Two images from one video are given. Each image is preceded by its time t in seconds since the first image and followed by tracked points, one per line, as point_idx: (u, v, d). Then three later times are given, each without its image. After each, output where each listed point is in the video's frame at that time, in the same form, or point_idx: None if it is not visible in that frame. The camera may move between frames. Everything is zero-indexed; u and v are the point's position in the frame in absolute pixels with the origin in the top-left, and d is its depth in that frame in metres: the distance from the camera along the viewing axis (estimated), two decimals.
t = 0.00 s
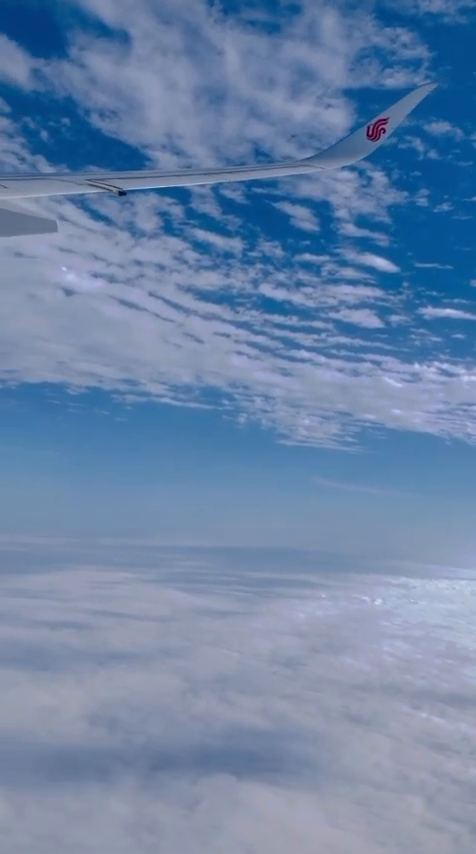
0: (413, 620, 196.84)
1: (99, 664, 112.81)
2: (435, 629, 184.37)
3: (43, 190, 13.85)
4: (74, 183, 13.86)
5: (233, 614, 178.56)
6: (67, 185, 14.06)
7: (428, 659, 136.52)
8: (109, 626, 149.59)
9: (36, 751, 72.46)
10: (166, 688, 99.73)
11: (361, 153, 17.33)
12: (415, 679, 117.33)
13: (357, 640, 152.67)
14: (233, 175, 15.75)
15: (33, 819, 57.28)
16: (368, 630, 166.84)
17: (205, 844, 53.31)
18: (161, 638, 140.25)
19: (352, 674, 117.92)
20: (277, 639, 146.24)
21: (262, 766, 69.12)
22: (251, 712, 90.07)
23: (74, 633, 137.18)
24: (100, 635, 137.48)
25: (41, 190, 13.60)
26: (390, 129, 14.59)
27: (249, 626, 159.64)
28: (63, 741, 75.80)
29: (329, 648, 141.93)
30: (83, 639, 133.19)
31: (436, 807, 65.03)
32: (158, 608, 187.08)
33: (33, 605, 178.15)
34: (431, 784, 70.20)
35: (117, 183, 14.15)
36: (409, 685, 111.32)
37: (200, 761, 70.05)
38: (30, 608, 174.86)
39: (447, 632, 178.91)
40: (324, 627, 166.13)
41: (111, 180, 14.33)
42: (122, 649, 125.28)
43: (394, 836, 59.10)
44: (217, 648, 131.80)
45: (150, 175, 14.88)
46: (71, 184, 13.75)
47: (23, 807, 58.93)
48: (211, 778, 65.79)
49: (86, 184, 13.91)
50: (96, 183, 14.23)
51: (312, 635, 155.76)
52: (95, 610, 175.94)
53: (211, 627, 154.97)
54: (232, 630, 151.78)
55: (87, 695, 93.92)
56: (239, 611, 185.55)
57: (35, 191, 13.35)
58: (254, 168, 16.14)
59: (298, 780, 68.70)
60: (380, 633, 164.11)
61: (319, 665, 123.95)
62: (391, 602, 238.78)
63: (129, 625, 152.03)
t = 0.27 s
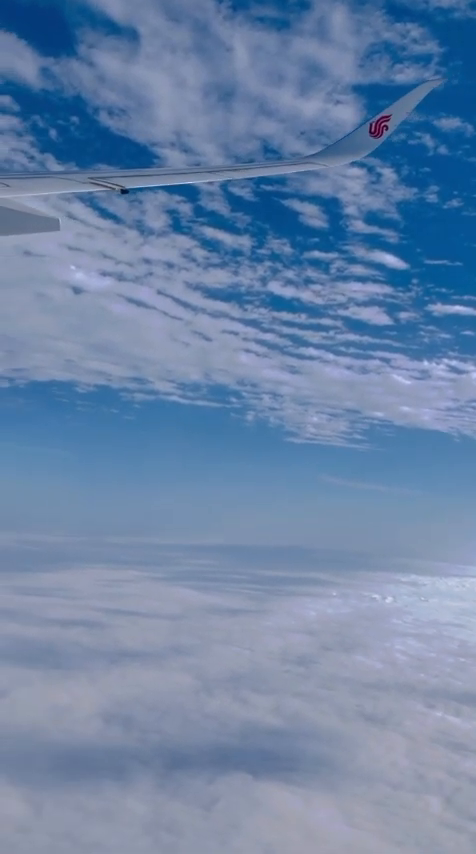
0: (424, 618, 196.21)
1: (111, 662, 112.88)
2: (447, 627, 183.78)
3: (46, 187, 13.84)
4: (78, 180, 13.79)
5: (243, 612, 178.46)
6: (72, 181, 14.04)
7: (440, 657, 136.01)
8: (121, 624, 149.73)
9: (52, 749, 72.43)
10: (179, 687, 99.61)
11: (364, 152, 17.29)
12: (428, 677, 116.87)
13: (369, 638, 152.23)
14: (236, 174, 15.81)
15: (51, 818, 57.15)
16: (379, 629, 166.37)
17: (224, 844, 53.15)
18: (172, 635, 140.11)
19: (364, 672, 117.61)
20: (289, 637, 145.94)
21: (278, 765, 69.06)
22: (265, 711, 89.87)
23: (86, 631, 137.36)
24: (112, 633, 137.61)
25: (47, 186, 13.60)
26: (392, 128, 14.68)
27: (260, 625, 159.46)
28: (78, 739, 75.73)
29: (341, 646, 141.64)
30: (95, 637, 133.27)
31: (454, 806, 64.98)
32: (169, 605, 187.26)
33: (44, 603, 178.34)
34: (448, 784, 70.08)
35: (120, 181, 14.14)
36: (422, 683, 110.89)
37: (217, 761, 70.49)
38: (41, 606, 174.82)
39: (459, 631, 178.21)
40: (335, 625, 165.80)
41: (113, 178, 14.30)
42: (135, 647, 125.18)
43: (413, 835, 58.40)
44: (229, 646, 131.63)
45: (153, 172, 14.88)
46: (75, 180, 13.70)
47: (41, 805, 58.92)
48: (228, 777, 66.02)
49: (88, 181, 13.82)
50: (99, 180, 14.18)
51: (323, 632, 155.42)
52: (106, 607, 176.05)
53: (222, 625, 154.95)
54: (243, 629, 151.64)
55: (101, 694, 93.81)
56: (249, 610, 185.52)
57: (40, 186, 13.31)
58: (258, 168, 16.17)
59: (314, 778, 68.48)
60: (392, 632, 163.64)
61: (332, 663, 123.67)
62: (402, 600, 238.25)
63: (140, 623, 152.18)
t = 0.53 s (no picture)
0: (436, 617, 195.47)
1: (124, 660, 112.85)
2: (458, 626, 183.03)
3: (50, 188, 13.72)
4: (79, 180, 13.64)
5: (254, 610, 178.25)
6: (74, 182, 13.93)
7: (453, 656, 135.42)
8: (132, 622, 149.78)
9: (67, 748, 72.52)
10: (192, 686, 99.41)
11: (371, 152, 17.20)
12: (441, 677, 116.36)
13: (381, 637, 151.72)
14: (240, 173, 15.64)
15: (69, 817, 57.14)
16: (391, 627, 165.81)
17: (242, 843, 53.02)
18: (184, 634, 140.08)
19: (377, 671, 117.16)
20: (301, 636, 145.59)
21: (294, 765, 68.83)
22: (279, 711, 89.59)
23: (98, 630, 137.39)
24: (124, 631, 137.70)
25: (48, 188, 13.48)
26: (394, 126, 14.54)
27: (271, 623, 159.15)
28: (94, 739, 75.64)
29: (353, 645, 141.21)
30: (107, 635, 133.25)
31: (472, 807, 64.32)
32: (179, 604, 187.28)
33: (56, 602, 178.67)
34: (465, 785, 69.31)
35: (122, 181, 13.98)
36: (436, 683, 110.36)
37: (234, 761, 70.00)
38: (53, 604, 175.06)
39: (471, 630, 177.44)
40: (347, 623, 165.34)
41: (114, 178, 14.16)
42: (148, 646, 125.16)
43: (430, 836, 58.19)
44: (241, 645, 131.37)
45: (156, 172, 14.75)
46: (76, 180, 13.54)
47: (58, 803, 58.99)
48: (245, 776, 66.05)
49: (90, 182, 13.66)
50: (100, 180, 14.02)
51: (335, 631, 155.01)
52: (117, 606, 176.17)
53: (234, 624, 154.75)
54: (255, 628, 151.40)
55: (115, 693, 93.85)
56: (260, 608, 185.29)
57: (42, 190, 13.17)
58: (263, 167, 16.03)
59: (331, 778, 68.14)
60: (403, 630, 163.10)
61: (344, 662, 123.30)
62: (413, 599, 237.48)
63: (152, 621, 152.19)
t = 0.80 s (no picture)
0: (447, 616, 194.66)
1: (137, 660, 112.69)
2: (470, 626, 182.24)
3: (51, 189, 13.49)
4: (81, 180, 13.41)
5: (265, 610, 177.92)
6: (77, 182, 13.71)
7: (466, 656, 134.73)
8: (144, 621, 149.67)
9: (83, 747, 72.53)
10: (205, 686, 99.14)
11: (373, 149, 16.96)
12: (455, 676, 115.78)
13: (393, 637, 151.14)
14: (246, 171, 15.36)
15: (86, 817, 57.07)
16: (403, 626, 165.21)
17: (261, 843, 52.91)
18: (196, 633, 140.06)
19: (390, 670, 116.67)
20: (312, 635, 145.13)
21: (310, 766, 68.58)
22: (292, 710, 89.25)
23: (109, 629, 137.27)
24: (135, 630, 137.47)
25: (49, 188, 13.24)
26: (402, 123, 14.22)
27: (282, 623, 158.77)
28: (109, 739, 75.52)
29: (365, 645, 140.68)
30: (119, 635, 133.13)
31: None
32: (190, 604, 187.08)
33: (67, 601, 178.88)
34: None
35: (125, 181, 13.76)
36: (450, 683, 109.80)
37: (250, 761, 69.67)
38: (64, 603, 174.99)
39: None
40: (358, 623, 164.73)
41: (116, 178, 14.01)
42: (160, 645, 125.19)
43: (448, 837, 57.89)
44: (253, 644, 131.00)
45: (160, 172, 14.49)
46: (78, 179, 13.32)
47: (75, 803, 58.97)
48: (262, 775, 65.99)
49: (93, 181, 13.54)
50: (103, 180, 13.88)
51: (346, 631, 154.55)
52: (127, 605, 176.25)
53: (245, 623, 154.49)
54: (266, 627, 151.12)
55: (129, 692, 93.88)
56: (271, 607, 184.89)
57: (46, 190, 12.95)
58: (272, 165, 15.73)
59: (347, 778, 67.85)
60: (415, 630, 162.40)
61: (356, 662, 122.87)
62: (424, 598, 236.61)
63: (163, 621, 152.04)
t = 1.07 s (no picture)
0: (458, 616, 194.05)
1: (149, 659, 112.68)
2: None
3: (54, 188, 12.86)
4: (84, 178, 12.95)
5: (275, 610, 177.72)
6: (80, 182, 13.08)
7: None
8: (155, 621, 149.65)
9: (99, 748, 72.46)
10: (219, 686, 99.02)
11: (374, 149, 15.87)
12: (468, 677, 115.36)
13: (405, 637, 150.71)
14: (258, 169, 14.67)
15: (105, 818, 56.99)
16: (415, 627, 164.74)
17: (280, 846, 52.75)
18: (207, 633, 139.95)
19: (403, 671, 116.31)
20: (324, 636, 144.87)
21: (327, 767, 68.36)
22: (307, 711, 89.04)
23: (122, 629, 137.34)
24: (147, 630, 137.37)
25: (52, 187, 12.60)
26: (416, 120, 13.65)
27: (294, 623, 158.52)
28: (125, 739, 75.46)
29: (378, 645, 140.30)
30: (131, 634, 133.07)
31: None
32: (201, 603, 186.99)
33: (78, 600, 179.03)
34: None
35: (129, 180, 13.25)
36: (464, 684, 109.33)
37: (267, 762, 69.46)
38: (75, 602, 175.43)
39: None
40: (370, 623, 164.32)
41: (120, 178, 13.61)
42: (172, 645, 125.13)
43: (467, 839, 57.59)
44: (265, 644, 130.82)
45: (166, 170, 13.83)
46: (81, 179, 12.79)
47: (92, 804, 58.81)
48: (278, 777, 65.65)
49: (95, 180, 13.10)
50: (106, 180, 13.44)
51: (358, 631, 154.03)
52: (138, 605, 176.20)
53: (256, 622, 154.34)
54: (278, 627, 150.89)
55: (143, 692, 93.84)
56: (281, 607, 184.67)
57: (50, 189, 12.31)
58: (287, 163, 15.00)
59: (364, 780, 67.59)
60: (427, 631, 161.83)
61: (369, 662, 122.61)
62: (434, 598, 236.01)
63: (175, 620, 152.04)
